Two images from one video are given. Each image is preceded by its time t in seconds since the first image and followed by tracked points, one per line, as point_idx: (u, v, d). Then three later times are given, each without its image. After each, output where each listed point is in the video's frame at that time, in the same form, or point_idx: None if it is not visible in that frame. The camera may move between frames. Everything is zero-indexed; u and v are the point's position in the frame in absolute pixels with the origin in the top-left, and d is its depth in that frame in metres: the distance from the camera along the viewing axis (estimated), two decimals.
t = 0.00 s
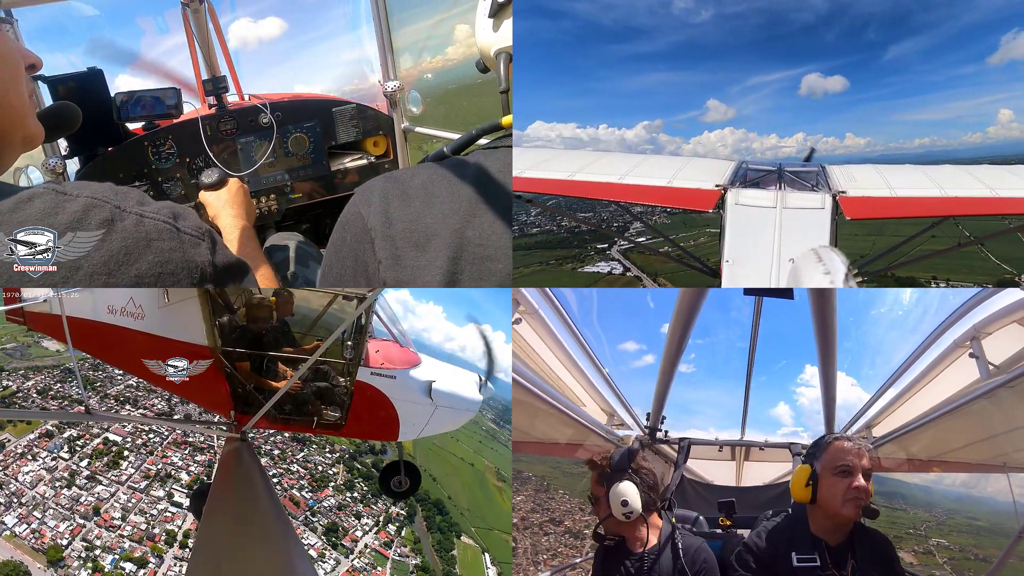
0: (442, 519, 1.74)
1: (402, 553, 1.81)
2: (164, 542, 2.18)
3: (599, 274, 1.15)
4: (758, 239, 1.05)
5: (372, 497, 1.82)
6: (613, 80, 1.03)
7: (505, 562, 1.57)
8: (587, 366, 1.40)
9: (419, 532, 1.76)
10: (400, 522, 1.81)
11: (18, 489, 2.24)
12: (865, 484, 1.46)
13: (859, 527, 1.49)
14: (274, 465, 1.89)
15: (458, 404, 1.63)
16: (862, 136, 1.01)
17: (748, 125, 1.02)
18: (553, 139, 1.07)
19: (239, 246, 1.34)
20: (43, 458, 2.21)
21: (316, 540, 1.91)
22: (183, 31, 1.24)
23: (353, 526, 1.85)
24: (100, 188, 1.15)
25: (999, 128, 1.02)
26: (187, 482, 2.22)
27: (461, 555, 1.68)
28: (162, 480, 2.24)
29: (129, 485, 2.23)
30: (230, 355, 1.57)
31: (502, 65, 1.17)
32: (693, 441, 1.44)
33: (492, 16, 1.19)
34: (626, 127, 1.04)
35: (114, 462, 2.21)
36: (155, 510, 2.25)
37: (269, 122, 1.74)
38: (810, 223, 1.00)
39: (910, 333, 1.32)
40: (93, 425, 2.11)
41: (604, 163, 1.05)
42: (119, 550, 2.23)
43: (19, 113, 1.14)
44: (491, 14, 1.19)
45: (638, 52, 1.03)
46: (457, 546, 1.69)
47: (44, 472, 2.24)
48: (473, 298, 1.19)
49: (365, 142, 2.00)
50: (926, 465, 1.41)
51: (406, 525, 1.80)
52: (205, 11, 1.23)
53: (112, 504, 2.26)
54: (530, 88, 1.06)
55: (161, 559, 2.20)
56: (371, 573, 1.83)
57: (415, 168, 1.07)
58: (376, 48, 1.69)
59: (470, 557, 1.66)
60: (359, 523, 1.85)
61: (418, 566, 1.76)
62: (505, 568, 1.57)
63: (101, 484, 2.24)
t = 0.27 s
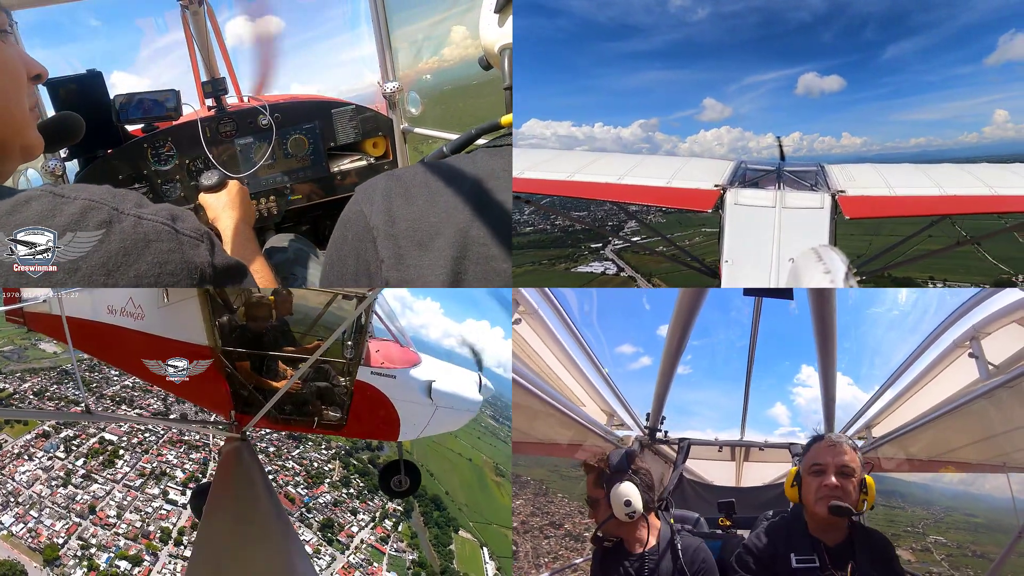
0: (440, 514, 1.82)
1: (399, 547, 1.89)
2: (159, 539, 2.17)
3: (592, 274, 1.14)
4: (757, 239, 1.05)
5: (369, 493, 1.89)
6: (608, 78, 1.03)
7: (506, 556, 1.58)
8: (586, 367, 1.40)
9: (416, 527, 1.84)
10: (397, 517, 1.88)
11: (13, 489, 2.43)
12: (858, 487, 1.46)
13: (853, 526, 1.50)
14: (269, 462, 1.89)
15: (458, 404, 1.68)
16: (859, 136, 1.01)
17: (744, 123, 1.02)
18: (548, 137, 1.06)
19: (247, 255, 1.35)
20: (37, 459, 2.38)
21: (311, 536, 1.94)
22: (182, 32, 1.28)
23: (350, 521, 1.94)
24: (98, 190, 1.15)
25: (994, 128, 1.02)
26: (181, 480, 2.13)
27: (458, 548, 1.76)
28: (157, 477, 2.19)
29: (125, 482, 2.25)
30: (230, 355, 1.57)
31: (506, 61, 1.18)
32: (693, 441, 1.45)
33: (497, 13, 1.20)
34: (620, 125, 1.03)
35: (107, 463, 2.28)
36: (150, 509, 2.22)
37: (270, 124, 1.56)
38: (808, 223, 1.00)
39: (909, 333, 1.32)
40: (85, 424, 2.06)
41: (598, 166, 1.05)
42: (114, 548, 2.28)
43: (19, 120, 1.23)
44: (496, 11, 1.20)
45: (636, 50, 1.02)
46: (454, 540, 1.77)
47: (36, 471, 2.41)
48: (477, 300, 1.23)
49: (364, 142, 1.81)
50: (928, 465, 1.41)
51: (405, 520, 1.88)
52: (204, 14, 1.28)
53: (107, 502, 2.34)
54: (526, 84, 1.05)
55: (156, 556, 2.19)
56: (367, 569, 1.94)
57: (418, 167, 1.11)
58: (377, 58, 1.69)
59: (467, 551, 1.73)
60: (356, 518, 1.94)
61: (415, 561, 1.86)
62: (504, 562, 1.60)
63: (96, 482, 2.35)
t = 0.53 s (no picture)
0: (438, 508, 1.74)
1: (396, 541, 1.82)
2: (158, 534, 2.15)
3: (585, 275, 1.14)
4: (756, 239, 1.05)
5: (366, 486, 1.81)
6: (604, 76, 1.04)
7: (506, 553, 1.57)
8: (586, 367, 1.40)
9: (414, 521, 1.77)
10: (394, 510, 1.80)
11: (12, 487, 2.29)
12: (853, 486, 1.46)
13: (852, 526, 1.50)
14: (266, 458, 1.86)
15: (458, 403, 1.62)
16: (855, 135, 1.02)
17: (741, 122, 1.03)
18: (543, 135, 1.07)
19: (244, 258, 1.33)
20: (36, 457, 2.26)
21: (308, 530, 1.90)
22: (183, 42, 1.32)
23: (346, 515, 1.85)
24: (103, 193, 1.14)
25: (989, 128, 1.03)
26: (177, 476, 2.11)
27: (458, 541, 1.71)
28: (152, 474, 2.14)
29: (121, 479, 2.18)
30: (230, 355, 1.57)
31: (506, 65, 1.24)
32: (693, 441, 1.45)
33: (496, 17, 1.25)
34: (617, 123, 1.04)
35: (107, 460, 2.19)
36: (147, 505, 2.19)
37: (269, 125, 1.56)
38: (807, 222, 1.00)
39: (908, 332, 1.32)
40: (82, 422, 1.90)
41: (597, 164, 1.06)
42: (110, 543, 2.22)
43: (29, 123, 1.30)
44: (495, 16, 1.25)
45: (633, 48, 1.03)
46: (453, 533, 1.72)
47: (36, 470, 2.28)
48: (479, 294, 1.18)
49: (362, 144, 1.70)
50: (928, 464, 1.41)
51: (401, 514, 1.80)
52: (203, 15, 1.31)
53: (106, 499, 2.23)
54: (525, 82, 1.06)
55: (151, 551, 2.18)
56: (364, 562, 1.87)
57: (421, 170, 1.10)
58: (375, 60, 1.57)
59: (466, 544, 1.68)
60: (353, 511, 1.84)
61: (413, 553, 1.80)
62: (503, 556, 1.58)
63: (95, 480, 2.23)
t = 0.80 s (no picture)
0: (435, 502, 1.73)
1: (394, 535, 1.83)
2: (152, 530, 2.18)
3: (579, 275, 1.15)
4: (756, 239, 1.05)
5: (362, 481, 1.82)
6: (599, 74, 1.04)
7: (506, 550, 1.58)
8: (586, 367, 1.40)
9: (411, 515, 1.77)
10: (391, 505, 1.80)
11: (11, 486, 2.38)
12: (852, 484, 1.46)
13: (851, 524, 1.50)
14: (263, 453, 1.86)
15: (458, 403, 1.61)
16: (852, 134, 1.02)
17: (737, 121, 1.03)
18: (538, 133, 1.07)
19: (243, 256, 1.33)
20: (34, 455, 2.34)
21: (304, 525, 1.93)
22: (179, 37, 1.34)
23: (342, 510, 1.88)
24: (108, 196, 1.13)
25: (985, 128, 1.02)
26: (172, 472, 2.13)
27: (454, 537, 1.72)
28: (149, 471, 2.18)
29: (117, 476, 2.23)
30: (230, 355, 1.57)
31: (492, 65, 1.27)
32: (693, 441, 1.45)
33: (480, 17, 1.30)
34: (613, 121, 1.04)
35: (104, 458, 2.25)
36: (143, 500, 2.22)
37: (267, 127, 1.58)
38: (805, 223, 1.00)
39: (908, 330, 1.33)
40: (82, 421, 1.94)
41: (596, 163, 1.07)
42: (106, 539, 2.27)
43: (35, 123, 1.26)
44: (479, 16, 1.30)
45: (629, 46, 1.03)
46: (449, 528, 1.73)
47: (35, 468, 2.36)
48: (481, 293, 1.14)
49: (360, 144, 1.70)
50: (930, 462, 1.41)
51: (398, 508, 1.80)
52: (201, 16, 1.33)
53: (102, 496, 2.31)
54: (523, 79, 1.06)
55: (146, 547, 2.19)
56: (359, 557, 1.89)
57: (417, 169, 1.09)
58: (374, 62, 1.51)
59: (464, 538, 1.70)
60: (349, 506, 1.87)
61: (410, 548, 1.80)
62: (501, 550, 1.58)
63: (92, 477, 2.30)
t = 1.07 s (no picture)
0: (433, 496, 1.73)
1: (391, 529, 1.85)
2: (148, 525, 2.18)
3: (572, 273, 1.15)
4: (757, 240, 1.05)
5: (360, 476, 1.81)
6: (592, 70, 1.04)
7: (504, 544, 1.57)
8: (586, 368, 1.39)
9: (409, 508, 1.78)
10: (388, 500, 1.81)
11: (9, 484, 2.37)
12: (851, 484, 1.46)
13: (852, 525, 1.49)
14: (261, 448, 1.85)
15: (458, 404, 1.64)
16: (848, 132, 1.02)
17: (734, 118, 1.03)
18: (533, 129, 1.06)
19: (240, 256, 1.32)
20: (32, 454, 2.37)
21: (300, 519, 1.91)
22: (179, 34, 1.36)
23: (340, 504, 1.86)
24: (112, 198, 1.12)
25: (981, 126, 1.03)
26: (170, 469, 2.13)
27: (453, 530, 1.71)
28: (146, 467, 2.16)
29: (114, 472, 2.21)
30: (230, 355, 1.57)
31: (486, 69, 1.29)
32: (694, 441, 1.45)
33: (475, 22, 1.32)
34: (609, 118, 1.04)
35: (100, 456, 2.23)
36: (139, 497, 2.21)
37: (266, 129, 1.57)
38: (805, 224, 1.00)
39: (908, 329, 1.33)
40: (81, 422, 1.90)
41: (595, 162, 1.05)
42: (103, 535, 2.27)
43: (41, 125, 1.25)
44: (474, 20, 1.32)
45: (624, 42, 1.03)
46: (449, 522, 1.72)
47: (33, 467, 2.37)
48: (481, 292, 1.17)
49: (360, 145, 1.74)
50: (930, 462, 1.41)
51: (397, 503, 1.80)
52: (200, 17, 1.36)
53: (100, 492, 2.29)
54: (519, 75, 1.06)
55: (143, 541, 2.20)
56: (357, 550, 1.88)
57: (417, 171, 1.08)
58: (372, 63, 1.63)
59: (463, 532, 1.68)
60: (347, 501, 1.86)
61: (408, 542, 1.82)
62: (501, 543, 1.58)
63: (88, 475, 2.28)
